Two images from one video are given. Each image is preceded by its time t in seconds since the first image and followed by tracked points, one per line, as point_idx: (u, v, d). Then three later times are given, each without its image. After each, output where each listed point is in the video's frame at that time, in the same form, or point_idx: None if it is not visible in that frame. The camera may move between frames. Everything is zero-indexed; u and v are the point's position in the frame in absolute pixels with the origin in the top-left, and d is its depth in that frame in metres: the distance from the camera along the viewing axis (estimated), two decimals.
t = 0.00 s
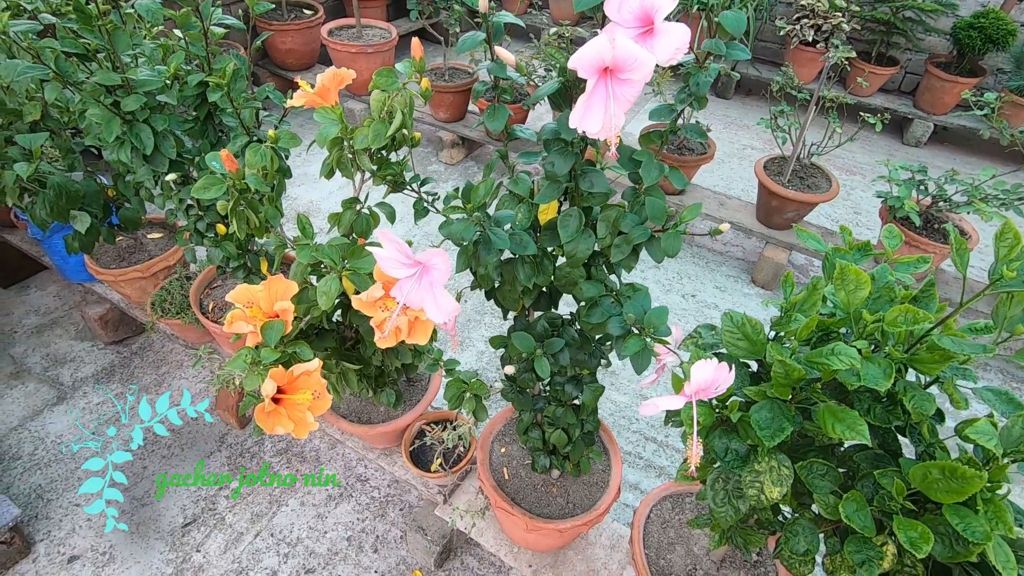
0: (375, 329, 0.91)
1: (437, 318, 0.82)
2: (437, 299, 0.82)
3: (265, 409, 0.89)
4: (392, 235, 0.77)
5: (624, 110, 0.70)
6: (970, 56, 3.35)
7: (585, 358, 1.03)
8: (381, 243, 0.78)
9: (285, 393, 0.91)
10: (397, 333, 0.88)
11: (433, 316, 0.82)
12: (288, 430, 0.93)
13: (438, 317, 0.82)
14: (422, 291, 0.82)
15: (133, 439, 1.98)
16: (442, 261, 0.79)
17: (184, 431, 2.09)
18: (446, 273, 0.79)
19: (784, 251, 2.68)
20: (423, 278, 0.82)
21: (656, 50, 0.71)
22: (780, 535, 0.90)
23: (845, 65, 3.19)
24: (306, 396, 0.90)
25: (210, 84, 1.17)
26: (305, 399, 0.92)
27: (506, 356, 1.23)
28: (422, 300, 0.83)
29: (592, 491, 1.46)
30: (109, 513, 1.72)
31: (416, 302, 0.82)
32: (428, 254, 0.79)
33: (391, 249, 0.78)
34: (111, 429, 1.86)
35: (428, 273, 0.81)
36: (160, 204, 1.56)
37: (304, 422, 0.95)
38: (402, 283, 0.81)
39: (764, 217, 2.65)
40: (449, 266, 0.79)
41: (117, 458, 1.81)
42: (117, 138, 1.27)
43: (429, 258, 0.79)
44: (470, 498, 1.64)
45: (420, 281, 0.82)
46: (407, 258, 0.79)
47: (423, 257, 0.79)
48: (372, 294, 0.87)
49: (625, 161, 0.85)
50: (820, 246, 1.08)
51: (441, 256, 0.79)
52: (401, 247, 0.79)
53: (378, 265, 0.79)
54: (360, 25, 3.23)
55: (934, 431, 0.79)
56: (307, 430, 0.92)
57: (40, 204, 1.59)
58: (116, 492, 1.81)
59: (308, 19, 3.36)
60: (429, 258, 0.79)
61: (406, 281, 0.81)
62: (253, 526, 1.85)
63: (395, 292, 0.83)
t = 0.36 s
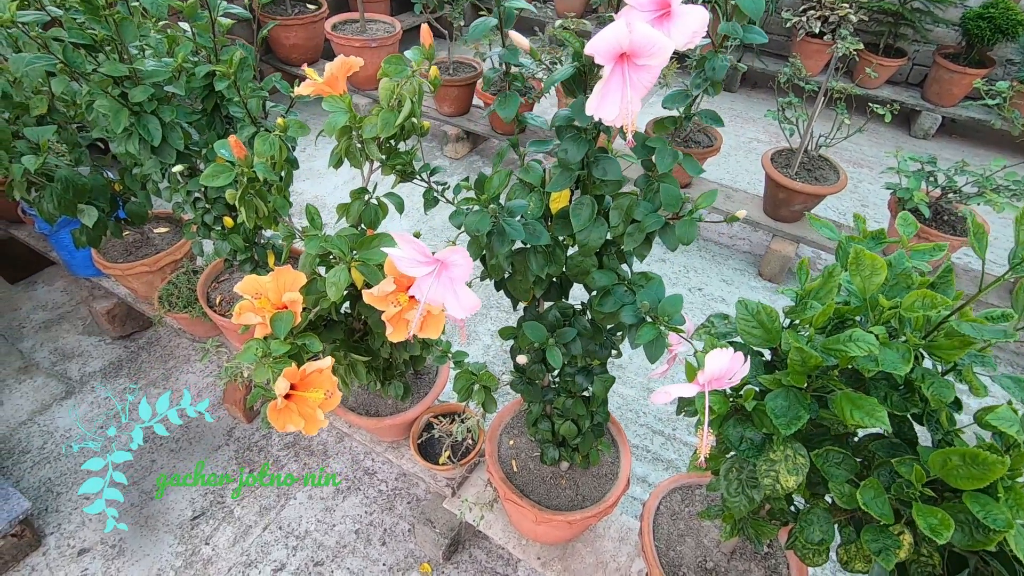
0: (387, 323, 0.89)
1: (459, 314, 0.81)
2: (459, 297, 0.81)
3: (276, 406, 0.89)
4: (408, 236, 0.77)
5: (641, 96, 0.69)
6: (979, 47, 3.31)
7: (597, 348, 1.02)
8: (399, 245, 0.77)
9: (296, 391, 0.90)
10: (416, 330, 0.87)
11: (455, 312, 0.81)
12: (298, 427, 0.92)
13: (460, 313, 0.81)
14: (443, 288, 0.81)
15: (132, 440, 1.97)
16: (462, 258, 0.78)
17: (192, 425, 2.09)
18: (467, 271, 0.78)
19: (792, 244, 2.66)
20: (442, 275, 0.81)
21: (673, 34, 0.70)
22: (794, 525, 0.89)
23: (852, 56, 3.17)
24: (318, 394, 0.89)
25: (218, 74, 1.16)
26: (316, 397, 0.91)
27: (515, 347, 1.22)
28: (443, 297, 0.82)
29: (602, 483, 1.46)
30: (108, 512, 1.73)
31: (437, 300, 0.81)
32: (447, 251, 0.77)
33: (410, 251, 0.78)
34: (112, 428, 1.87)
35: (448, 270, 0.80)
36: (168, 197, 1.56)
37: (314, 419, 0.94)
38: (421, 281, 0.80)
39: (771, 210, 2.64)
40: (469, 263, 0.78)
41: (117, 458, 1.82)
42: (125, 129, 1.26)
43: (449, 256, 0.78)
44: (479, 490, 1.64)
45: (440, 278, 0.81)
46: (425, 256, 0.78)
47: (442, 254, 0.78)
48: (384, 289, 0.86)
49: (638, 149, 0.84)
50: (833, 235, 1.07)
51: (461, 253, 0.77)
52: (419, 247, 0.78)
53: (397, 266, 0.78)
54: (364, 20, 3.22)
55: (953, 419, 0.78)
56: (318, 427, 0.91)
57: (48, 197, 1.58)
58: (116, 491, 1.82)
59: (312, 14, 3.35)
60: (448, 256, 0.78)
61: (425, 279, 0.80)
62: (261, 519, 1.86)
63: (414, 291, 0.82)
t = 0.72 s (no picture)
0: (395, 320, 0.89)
1: (462, 296, 0.79)
2: (462, 277, 0.79)
3: (286, 396, 0.88)
4: (414, 215, 0.75)
5: (648, 76, 0.68)
6: (983, 39, 3.29)
7: (604, 339, 1.01)
8: (405, 223, 0.76)
9: (305, 381, 0.90)
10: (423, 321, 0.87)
11: (459, 295, 0.79)
12: (308, 417, 0.92)
13: (463, 295, 0.79)
14: (447, 270, 0.80)
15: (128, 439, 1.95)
16: (467, 239, 0.76)
17: (196, 421, 2.09)
18: (471, 252, 0.77)
19: (796, 237, 2.65)
20: (447, 258, 0.79)
21: (682, 15, 0.69)
22: (807, 515, 0.88)
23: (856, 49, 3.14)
24: (327, 384, 0.89)
25: (221, 65, 1.15)
26: (325, 387, 0.91)
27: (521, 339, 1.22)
28: (447, 280, 0.80)
29: (609, 476, 1.45)
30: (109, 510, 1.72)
31: (441, 282, 0.79)
32: (452, 233, 0.76)
33: (416, 229, 0.76)
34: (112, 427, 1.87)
35: (453, 252, 0.78)
36: (170, 192, 1.55)
37: (323, 409, 0.94)
38: (426, 264, 0.79)
39: (775, 203, 2.63)
40: (473, 243, 0.76)
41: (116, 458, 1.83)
42: (127, 122, 1.25)
43: (453, 237, 0.76)
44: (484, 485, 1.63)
45: (444, 260, 0.79)
46: (430, 237, 0.77)
47: (447, 235, 0.76)
48: (392, 283, 0.86)
49: (646, 134, 0.83)
50: (842, 224, 1.06)
51: (466, 234, 0.76)
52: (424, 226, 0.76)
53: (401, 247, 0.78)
54: (365, 15, 3.20)
55: (968, 406, 0.77)
56: (327, 417, 0.90)
57: (50, 193, 1.58)
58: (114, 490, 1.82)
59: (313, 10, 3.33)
60: (453, 237, 0.76)
61: (430, 261, 0.78)
62: (267, 515, 1.86)
63: (417, 274, 0.81)
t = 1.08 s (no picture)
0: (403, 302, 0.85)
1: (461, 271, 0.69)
2: (462, 250, 0.69)
3: (294, 372, 0.86)
4: (413, 177, 0.67)
5: (657, 46, 0.65)
6: (988, 27, 3.26)
7: (614, 325, 0.99)
8: (403, 185, 0.67)
9: (312, 357, 0.87)
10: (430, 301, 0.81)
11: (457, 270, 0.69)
12: (316, 396, 0.89)
13: (463, 270, 0.69)
14: (447, 243, 0.70)
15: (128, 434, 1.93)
16: (468, 207, 0.67)
17: (198, 415, 2.07)
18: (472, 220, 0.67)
19: (801, 227, 2.63)
20: (448, 229, 0.69)
21: None
22: (823, 502, 0.87)
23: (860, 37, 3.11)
24: (335, 360, 0.87)
25: (220, 49, 1.13)
26: (333, 363, 0.89)
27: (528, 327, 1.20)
28: (446, 254, 0.70)
29: (616, 466, 1.44)
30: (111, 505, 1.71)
31: (440, 256, 0.69)
32: (453, 199, 0.66)
33: (415, 193, 0.67)
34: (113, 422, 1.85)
35: (454, 222, 0.69)
36: (170, 182, 1.52)
37: (332, 387, 0.91)
38: (425, 235, 0.70)
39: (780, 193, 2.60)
40: (475, 212, 0.66)
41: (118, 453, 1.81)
42: (126, 109, 1.23)
43: (454, 204, 0.67)
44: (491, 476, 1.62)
45: (445, 232, 0.70)
46: (430, 205, 0.68)
47: (449, 202, 0.67)
48: (399, 266, 0.80)
49: (656, 112, 0.81)
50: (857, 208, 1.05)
51: (467, 201, 0.66)
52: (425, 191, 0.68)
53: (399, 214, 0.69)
54: (364, 6, 3.17)
55: (990, 388, 0.75)
56: (335, 395, 0.88)
57: (48, 184, 1.55)
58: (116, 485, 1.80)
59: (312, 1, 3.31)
60: (453, 204, 0.67)
61: (429, 231, 0.69)
62: (271, 508, 1.84)
63: (416, 246, 0.72)
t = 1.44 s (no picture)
0: (412, 286, 0.85)
1: (466, 262, 0.69)
2: (467, 239, 0.68)
3: (298, 360, 0.84)
4: (420, 163, 0.65)
5: (665, 29, 0.63)
6: (981, 19, 3.27)
7: (620, 316, 0.98)
8: (408, 173, 0.65)
9: (316, 345, 0.85)
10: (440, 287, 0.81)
11: (463, 261, 0.69)
12: (322, 384, 0.88)
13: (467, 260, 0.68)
14: (452, 232, 0.69)
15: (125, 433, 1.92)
16: (474, 197, 0.67)
17: (196, 413, 2.06)
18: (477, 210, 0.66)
19: (798, 220, 2.63)
20: (453, 218, 0.68)
21: None
22: (831, 491, 0.86)
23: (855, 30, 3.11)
24: (340, 348, 0.85)
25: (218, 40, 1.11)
26: (338, 350, 0.87)
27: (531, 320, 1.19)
28: (451, 243, 0.69)
29: (619, 459, 1.43)
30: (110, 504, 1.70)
31: (444, 245, 0.69)
32: (458, 188, 0.65)
33: (421, 181, 0.66)
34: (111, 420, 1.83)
35: (459, 211, 0.67)
36: (166, 177, 1.50)
37: (337, 376, 0.90)
38: (429, 223, 0.68)
39: (777, 186, 2.59)
40: (480, 201, 0.66)
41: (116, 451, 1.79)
42: (122, 102, 1.21)
43: (460, 193, 0.66)
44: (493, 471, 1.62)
45: (450, 221, 0.68)
46: (436, 193, 0.67)
47: (453, 193, 0.66)
48: (407, 247, 0.80)
49: (663, 100, 0.80)
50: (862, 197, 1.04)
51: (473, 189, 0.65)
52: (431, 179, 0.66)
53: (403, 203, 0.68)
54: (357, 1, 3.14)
55: (998, 375, 0.75)
56: (341, 383, 0.86)
57: (42, 180, 1.53)
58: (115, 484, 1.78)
59: None
60: (459, 193, 0.66)
61: (433, 220, 0.67)
62: (271, 506, 1.83)
63: (422, 234, 0.70)
